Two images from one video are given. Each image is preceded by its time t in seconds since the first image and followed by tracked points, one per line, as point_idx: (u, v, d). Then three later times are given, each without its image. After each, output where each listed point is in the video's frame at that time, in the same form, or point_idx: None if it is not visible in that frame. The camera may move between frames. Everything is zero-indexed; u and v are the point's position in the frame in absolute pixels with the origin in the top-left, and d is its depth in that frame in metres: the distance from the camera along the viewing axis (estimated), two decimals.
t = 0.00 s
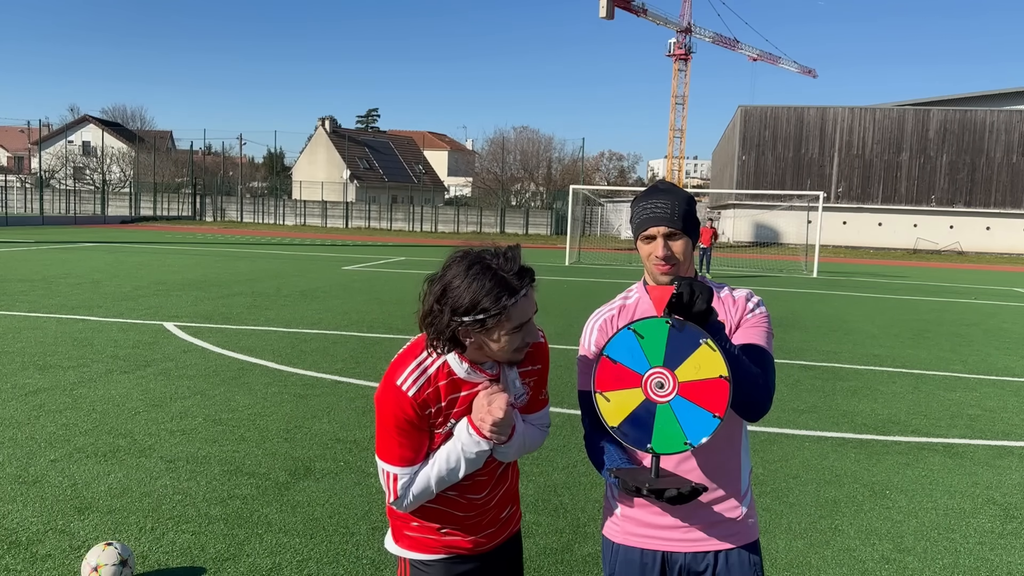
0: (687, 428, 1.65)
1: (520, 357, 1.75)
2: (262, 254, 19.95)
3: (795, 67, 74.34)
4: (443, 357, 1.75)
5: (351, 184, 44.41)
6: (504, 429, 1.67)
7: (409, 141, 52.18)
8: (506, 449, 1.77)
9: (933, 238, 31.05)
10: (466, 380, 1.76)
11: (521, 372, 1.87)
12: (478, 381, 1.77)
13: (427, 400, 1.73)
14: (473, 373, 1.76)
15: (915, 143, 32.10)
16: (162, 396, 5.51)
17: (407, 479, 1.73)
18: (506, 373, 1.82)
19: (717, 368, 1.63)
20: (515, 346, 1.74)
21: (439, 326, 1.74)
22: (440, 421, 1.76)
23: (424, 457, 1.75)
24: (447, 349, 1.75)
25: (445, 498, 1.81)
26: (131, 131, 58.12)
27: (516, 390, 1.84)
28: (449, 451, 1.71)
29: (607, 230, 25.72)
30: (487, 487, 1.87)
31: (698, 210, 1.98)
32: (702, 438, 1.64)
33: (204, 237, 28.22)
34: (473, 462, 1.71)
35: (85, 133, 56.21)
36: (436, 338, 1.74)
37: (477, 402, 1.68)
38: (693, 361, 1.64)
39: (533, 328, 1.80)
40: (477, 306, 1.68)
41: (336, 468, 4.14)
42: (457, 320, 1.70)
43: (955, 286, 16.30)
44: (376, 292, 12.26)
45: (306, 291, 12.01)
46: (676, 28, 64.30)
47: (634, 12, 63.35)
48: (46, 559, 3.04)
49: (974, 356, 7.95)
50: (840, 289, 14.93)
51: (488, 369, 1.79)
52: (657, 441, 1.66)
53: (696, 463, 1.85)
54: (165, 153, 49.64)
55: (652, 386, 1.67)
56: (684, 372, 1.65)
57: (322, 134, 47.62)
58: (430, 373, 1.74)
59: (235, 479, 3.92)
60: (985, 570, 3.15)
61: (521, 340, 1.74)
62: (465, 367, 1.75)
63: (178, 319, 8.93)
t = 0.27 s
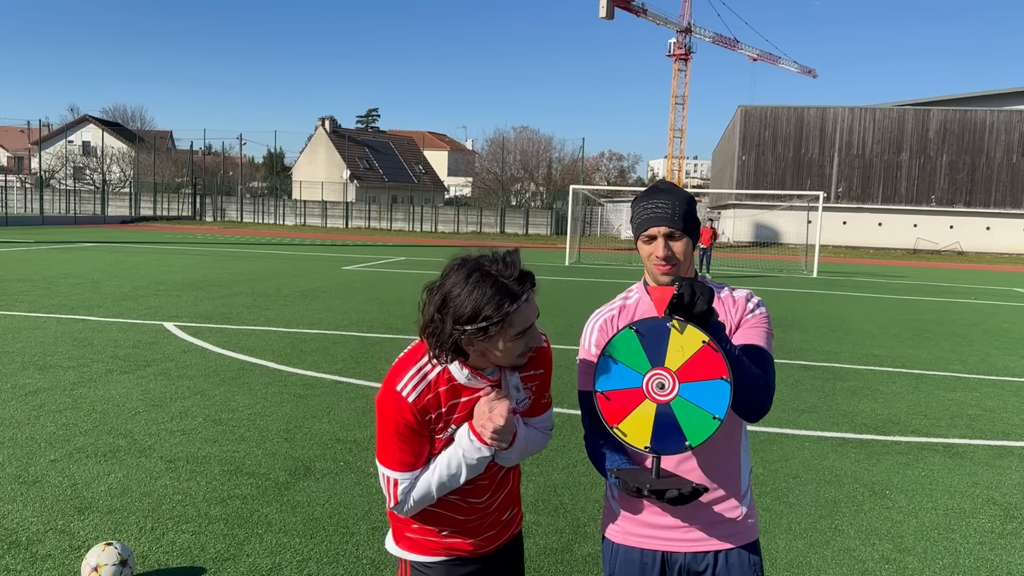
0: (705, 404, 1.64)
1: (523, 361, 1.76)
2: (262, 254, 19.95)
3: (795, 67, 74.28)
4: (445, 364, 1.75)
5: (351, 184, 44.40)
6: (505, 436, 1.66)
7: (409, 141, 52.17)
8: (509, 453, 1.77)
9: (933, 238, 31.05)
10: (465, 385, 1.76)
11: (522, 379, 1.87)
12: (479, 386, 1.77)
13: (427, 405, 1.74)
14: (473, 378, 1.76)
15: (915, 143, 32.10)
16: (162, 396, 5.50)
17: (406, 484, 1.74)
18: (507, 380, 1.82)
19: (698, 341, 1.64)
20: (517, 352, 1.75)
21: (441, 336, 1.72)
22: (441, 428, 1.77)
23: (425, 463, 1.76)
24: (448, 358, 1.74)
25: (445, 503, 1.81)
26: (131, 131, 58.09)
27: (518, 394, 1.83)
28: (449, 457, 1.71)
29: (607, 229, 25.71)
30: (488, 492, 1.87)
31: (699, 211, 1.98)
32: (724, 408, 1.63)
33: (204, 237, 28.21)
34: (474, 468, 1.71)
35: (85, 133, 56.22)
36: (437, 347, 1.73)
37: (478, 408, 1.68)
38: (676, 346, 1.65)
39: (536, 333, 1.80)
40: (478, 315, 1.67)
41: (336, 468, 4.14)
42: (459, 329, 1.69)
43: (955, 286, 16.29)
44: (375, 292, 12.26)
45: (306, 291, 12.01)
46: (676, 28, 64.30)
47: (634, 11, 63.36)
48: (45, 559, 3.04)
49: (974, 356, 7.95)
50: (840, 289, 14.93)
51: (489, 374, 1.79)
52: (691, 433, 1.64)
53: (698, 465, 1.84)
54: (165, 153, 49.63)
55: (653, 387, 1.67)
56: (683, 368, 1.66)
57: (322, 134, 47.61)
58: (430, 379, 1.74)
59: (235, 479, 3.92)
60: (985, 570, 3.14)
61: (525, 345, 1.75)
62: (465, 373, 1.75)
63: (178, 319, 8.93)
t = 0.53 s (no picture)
0: (706, 391, 1.64)
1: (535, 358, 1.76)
2: (261, 254, 19.94)
3: (795, 67, 74.26)
4: (449, 373, 1.74)
5: (351, 184, 44.39)
6: (510, 442, 1.66)
7: (409, 141, 52.17)
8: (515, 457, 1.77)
9: (933, 238, 31.04)
10: (468, 390, 1.76)
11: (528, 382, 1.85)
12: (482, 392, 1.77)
13: (431, 412, 1.74)
14: (477, 383, 1.75)
15: (915, 143, 32.10)
16: (162, 396, 5.50)
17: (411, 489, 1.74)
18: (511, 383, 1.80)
19: (681, 333, 1.65)
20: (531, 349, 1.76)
21: (448, 346, 1.71)
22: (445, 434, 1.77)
23: (430, 470, 1.76)
24: (455, 366, 1.73)
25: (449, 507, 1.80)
26: (131, 131, 58.08)
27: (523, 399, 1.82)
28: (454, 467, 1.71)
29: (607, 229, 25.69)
30: (492, 496, 1.86)
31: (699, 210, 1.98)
32: (726, 391, 1.63)
33: (204, 237, 28.21)
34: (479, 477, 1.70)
35: (85, 133, 56.22)
36: (446, 357, 1.72)
37: (484, 417, 1.67)
38: (665, 341, 1.66)
39: (543, 333, 1.80)
40: (486, 320, 1.67)
41: (336, 468, 4.14)
42: (467, 336, 1.68)
43: (955, 286, 16.29)
44: (375, 292, 12.26)
45: (305, 291, 12.01)
46: (676, 28, 64.32)
47: (634, 11, 63.38)
48: (45, 559, 3.04)
49: (974, 356, 7.95)
50: (840, 289, 14.93)
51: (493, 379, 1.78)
52: (702, 423, 1.64)
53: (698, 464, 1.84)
54: (165, 153, 49.61)
55: (654, 387, 1.67)
56: (678, 363, 1.66)
57: (322, 134, 47.61)
58: (433, 385, 1.74)
59: (235, 479, 3.92)
60: (985, 570, 3.14)
61: (532, 347, 1.75)
62: (469, 379, 1.74)
63: (177, 319, 8.93)
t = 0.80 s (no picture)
0: (707, 387, 1.63)
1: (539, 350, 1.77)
2: (261, 254, 19.95)
3: (795, 67, 74.20)
4: (451, 366, 1.74)
5: (351, 184, 44.41)
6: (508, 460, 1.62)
7: (409, 141, 52.16)
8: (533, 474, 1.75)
9: (933, 238, 31.02)
10: (468, 384, 1.76)
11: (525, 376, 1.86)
12: (481, 384, 1.77)
13: (431, 406, 1.74)
14: (478, 376, 1.75)
15: (915, 143, 32.11)
16: (162, 396, 5.50)
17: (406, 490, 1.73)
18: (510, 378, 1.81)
19: (676, 330, 1.65)
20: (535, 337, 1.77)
21: (451, 339, 1.70)
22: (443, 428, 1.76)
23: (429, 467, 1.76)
24: (457, 359, 1.72)
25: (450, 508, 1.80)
26: (131, 131, 58.08)
27: (519, 397, 1.82)
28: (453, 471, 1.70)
29: (607, 229, 25.67)
30: (493, 497, 1.86)
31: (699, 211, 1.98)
32: (726, 387, 1.62)
33: (204, 237, 28.21)
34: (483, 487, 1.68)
35: (85, 133, 56.24)
36: (448, 350, 1.71)
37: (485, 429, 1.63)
38: (661, 341, 1.66)
39: (544, 324, 1.80)
40: (491, 310, 1.67)
41: (336, 467, 4.14)
42: (471, 327, 1.68)
43: (955, 286, 16.30)
44: (375, 292, 12.27)
45: (305, 291, 12.02)
46: (676, 28, 64.33)
47: (634, 11, 63.41)
48: (45, 559, 3.04)
49: (974, 356, 7.95)
50: (840, 289, 14.93)
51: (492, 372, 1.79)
52: (704, 420, 1.63)
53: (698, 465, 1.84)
54: (165, 153, 49.62)
55: (652, 386, 1.66)
56: (676, 362, 1.65)
57: (322, 134, 47.61)
58: (433, 379, 1.74)
59: (235, 479, 3.93)
60: (985, 570, 3.14)
61: (535, 339, 1.75)
62: (469, 372, 1.74)
63: (178, 319, 8.93)
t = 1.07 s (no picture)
0: (705, 387, 1.63)
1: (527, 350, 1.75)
2: (261, 254, 19.95)
3: (795, 67, 74.18)
4: (444, 357, 1.75)
5: (351, 184, 44.41)
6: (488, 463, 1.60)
7: (409, 141, 52.17)
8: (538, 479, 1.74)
9: (933, 239, 31.02)
10: (463, 377, 1.76)
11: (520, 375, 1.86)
12: (476, 379, 1.77)
13: (424, 398, 1.74)
14: (472, 371, 1.76)
15: (915, 143, 32.11)
16: (162, 396, 5.51)
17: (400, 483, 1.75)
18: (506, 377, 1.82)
19: (675, 331, 1.64)
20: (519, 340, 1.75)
21: (443, 329, 1.72)
22: (438, 421, 1.76)
23: (424, 462, 1.77)
24: (449, 351, 1.74)
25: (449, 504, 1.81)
26: (131, 131, 58.07)
27: (513, 394, 1.81)
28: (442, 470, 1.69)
29: (607, 229, 25.64)
30: (493, 495, 1.85)
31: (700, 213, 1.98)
32: (725, 387, 1.62)
33: (204, 237, 28.21)
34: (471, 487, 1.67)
35: (85, 133, 56.24)
36: (440, 341, 1.73)
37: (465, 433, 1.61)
38: (660, 339, 1.65)
39: (537, 322, 1.79)
40: (479, 303, 1.67)
41: (336, 468, 4.14)
42: (461, 320, 1.69)
43: (955, 286, 16.29)
44: (375, 292, 12.27)
45: (305, 291, 12.02)
46: (676, 28, 64.32)
47: (634, 11, 63.42)
48: (46, 559, 3.04)
49: (974, 356, 7.95)
50: (841, 289, 14.93)
51: (487, 367, 1.79)
52: (702, 420, 1.63)
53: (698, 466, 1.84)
54: (165, 153, 49.63)
55: (652, 386, 1.66)
56: (676, 361, 1.65)
57: (322, 134, 47.62)
58: (428, 371, 1.74)
59: (235, 479, 3.93)
60: (985, 570, 3.14)
61: (526, 335, 1.74)
62: (464, 366, 1.74)
63: (177, 319, 8.93)
